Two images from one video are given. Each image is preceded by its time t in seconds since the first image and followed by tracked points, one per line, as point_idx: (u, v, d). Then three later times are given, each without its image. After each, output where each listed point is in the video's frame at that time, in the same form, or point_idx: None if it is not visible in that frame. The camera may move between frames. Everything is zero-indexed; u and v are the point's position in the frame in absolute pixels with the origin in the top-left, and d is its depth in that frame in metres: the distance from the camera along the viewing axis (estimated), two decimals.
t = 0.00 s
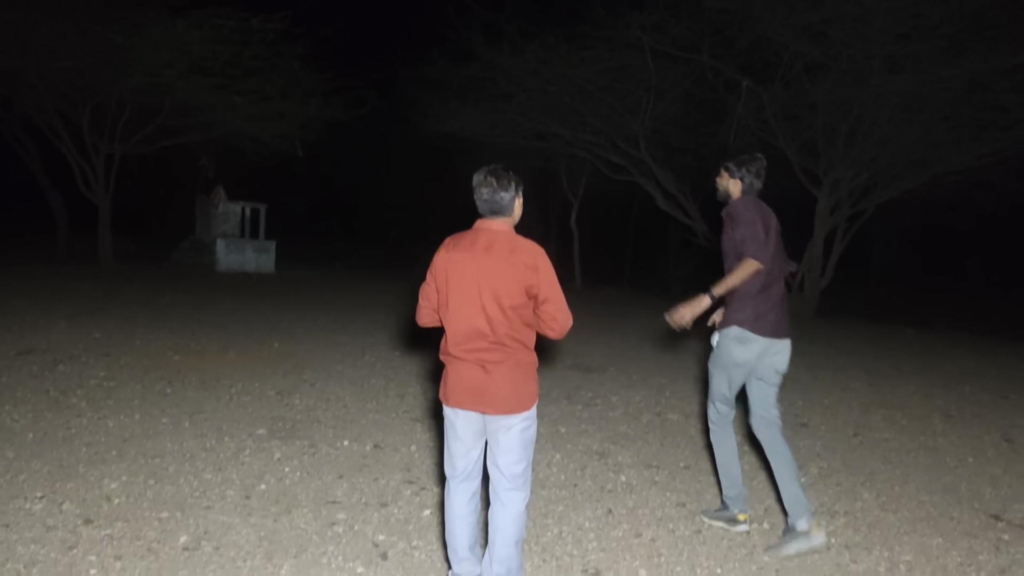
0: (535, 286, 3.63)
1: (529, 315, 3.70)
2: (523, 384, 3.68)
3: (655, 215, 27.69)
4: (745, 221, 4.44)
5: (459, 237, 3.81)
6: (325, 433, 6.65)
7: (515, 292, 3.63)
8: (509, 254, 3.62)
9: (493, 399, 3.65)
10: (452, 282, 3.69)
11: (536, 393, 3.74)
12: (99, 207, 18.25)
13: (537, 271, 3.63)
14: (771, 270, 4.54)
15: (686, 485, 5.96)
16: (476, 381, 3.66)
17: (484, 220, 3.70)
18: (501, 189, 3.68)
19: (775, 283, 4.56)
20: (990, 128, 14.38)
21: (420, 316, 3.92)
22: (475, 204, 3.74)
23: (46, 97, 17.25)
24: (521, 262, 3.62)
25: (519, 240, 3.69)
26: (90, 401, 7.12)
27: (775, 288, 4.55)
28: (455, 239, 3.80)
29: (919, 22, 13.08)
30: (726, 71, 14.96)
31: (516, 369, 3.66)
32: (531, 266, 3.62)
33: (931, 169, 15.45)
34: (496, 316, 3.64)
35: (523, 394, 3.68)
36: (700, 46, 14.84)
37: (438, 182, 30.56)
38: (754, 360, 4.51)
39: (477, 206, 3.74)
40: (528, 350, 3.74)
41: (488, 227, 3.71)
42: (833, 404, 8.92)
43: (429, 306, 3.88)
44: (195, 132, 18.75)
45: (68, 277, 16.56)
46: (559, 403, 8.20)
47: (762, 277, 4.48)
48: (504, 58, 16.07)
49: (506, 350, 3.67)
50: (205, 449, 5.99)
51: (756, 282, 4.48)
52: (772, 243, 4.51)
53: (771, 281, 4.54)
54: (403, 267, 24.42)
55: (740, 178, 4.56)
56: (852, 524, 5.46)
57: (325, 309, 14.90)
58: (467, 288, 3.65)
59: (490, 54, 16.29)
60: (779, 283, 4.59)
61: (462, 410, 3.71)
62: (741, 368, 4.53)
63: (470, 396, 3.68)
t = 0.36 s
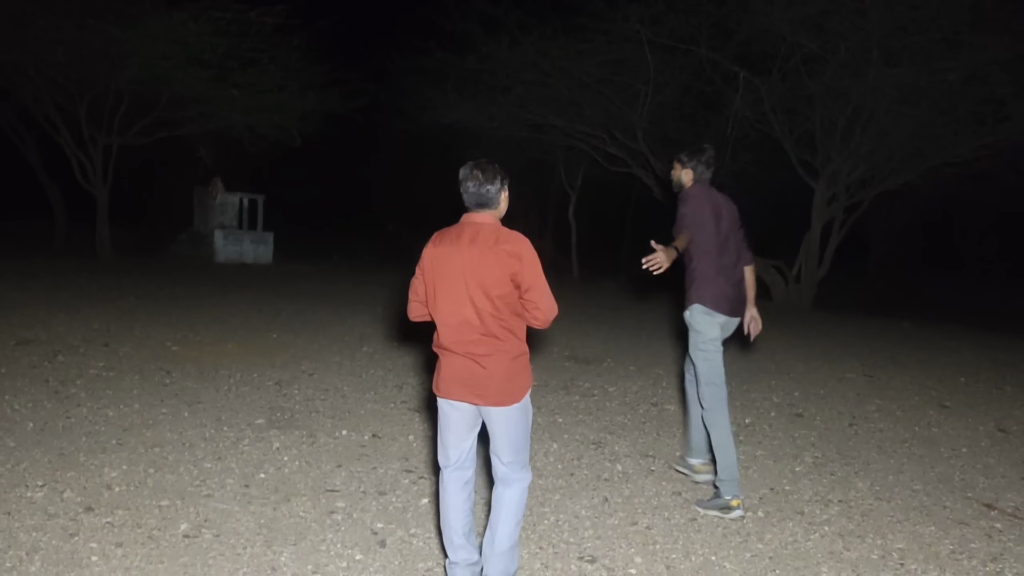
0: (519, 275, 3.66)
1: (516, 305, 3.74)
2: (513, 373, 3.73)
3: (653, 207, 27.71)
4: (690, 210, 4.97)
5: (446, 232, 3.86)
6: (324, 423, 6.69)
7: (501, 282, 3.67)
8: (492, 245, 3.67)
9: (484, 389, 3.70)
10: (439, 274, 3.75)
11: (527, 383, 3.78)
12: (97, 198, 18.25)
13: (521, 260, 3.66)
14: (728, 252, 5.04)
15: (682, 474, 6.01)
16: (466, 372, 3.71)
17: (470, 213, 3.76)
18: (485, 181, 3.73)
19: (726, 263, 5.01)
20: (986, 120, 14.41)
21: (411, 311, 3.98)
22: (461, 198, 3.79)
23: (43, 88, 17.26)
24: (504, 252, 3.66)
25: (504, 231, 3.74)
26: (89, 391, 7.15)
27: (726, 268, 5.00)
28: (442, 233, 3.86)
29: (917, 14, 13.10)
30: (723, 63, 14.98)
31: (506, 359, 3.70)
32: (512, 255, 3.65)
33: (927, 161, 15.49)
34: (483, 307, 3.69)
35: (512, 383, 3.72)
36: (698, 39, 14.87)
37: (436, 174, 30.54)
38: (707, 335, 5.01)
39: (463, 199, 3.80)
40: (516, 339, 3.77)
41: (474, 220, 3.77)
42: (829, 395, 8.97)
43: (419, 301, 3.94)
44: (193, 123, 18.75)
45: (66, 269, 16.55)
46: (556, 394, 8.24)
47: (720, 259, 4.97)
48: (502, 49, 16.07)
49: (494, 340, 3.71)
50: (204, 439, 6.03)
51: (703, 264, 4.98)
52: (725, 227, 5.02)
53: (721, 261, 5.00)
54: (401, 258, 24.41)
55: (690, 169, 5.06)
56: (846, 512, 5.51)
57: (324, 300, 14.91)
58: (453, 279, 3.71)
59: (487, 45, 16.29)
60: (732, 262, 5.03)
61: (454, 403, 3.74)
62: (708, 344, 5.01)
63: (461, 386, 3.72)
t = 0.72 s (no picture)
0: (531, 271, 3.77)
1: (526, 300, 3.84)
2: (528, 365, 3.86)
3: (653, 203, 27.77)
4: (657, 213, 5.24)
5: (456, 232, 3.94)
6: (328, 418, 6.75)
7: (513, 279, 3.78)
8: (505, 242, 3.77)
9: (501, 383, 3.81)
10: (453, 273, 3.83)
11: (538, 374, 3.91)
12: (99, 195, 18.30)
13: (532, 256, 3.77)
14: (691, 255, 5.26)
15: (682, 468, 6.04)
16: (483, 367, 3.81)
17: (483, 212, 3.87)
18: (500, 181, 3.87)
19: (690, 264, 5.23)
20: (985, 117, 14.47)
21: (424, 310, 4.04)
22: (475, 196, 3.90)
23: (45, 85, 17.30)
24: (516, 249, 3.76)
25: (515, 229, 3.85)
26: (93, 388, 7.19)
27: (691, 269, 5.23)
28: (453, 232, 3.94)
29: (916, 11, 13.14)
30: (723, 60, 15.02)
31: (521, 352, 3.82)
32: (526, 251, 3.77)
33: (926, 158, 15.54)
34: (498, 303, 3.79)
35: (525, 376, 3.85)
36: (698, 36, 14.90)
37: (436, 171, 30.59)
38: (667, 329, 5.26)
39: (477, 198, 3.91)
40: (528, 334, 3.88)
41: (487, 219, 3.88)
42: (826, 390, 9.03)
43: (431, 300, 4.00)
44: (194, 119, 18.79)
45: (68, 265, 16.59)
46: (558, 390, 8.30)
47: (685, 262, 5.21)
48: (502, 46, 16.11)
49: (507, 336, 3.81)
50: (210, 433, 6.09)
51: (665, 265, 5.23)
52: (689, 234, 5.26)
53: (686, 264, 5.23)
54: (402, 255, 24.44)
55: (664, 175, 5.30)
56: (846, 506, 5.56)
57: (325, 297, 14.96)
58: (467, 277, 3.80)
59: (488, 41, 16.32)
60: (697, 264, 5.26)
61: (472, 397, 3.82)
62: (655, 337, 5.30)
63: (478, 381, 3.81)
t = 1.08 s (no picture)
0: (568, 271, 3.91)
1: (562, 299, 3.98)
2: (561, 360, 3.99)
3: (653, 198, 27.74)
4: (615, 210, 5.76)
5: (499, 230, 4.09)
6: (324, 412, 6.72)
7: (551, 277, 3.92)
8: (546, 243, 3.93)
9: (533, 376, 3.94)
10: (494, 268, 3.97)
11: (569, 372, 4.03)
12: (96, 190, 18.27)
13: (571, 258, 3.92)
14: (647, 247, 5.83)
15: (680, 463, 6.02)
16: (516, 360, 3.94)
17: (527, 211, 4.03)
18: (546, 185, 4.03)
19: (648, 254, 5.81)
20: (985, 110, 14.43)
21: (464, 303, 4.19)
22: (521, 197, 4.06)
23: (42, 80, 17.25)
24: (556, 250, 3.92)
25: (557, 231, 4.01)
26: (88, 382, 7.16)
27: (648, 258, 5.81)
28: (497, 230, 4.10)
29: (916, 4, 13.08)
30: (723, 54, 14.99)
31: (555, 349, 3.94)
32: (566, 252, 3.92)
33: (926, 152, 15.50)
34: (534, 299, 3.92)
35: (556, 372, 3.98)
36: (698, 30, 14.87)
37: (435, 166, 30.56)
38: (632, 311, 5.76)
39: (522, 199, 4.07)
40: (561, 332, 4.01)
41: (530, 220, 4.04)
42: (824, 383, 9.01)
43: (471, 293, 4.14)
44: (192, 114, 18.76)
45: (65, 260, 16.55)
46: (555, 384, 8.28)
47: (643, 252, 5.77)
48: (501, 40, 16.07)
49: (541, 332, 3.94)
50: (204, 428, 6.05)
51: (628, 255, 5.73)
52: (644, 229, 5.83)
53: (644, 253, 5.79)
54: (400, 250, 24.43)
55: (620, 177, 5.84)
56: (844, 500, 5.53)
57: (323, 291, 14.94)
58: (507, 273, 3.94)
59: (486, 35, 16.27)
60: (652, 254, 5.84)
61: (504, 387, 3.95)
62: (603, 319, 5.79)
63: (510, 372, 3.94)
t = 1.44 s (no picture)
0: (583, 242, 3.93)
1: (577, 269, 3.99)
2: (568, 332, 3.96)
3: (648, 181, 27.42)
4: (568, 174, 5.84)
5: (516, 199, 4.12)
6: (295, 401, 6.44)
7: (566, 247, 3.93)
8: (561, 213, 3.95)
9: (542, 345, 3.93)
10: (510, 237, 4.01)
11: (579, 345, 4.01)
12: (79, 174, 17.94)
13: (586, 228, 3.93)
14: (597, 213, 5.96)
15: (666, 453, 5.76)
16: (527, 329, 3.95)
17: (544, 181, 4.05)
18: (564, 155, 4.05)
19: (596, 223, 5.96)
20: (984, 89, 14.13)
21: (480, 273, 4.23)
22: (537, 165, 4.08)
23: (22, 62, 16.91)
24: (572, 220, 3.93)
25: (574, 202, 4.02)
26: (50, 371, 6.88)
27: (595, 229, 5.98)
28: (515, 199, 4.13)
29: None
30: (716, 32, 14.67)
31: (565, 319, 3.94)
32: (581, 223, 3.93)
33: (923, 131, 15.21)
34: (547, 269, 3.93)
35: (566, 342, 3.95)
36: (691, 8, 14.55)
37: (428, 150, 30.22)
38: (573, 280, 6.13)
39: (538, 167, 4.09)
40: (574, 303, 4.00)
41: (546, 189, 4.05)
42: (818, 369, 8.73)
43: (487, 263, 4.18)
44: (177, 96, 18.42)
45: (45, 246, 16.23)
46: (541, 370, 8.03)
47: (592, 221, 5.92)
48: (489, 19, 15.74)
49: (553, 301, 3.95)
50: (167, 419, 5.76)
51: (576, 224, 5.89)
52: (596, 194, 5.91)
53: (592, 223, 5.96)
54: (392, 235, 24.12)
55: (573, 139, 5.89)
56: (836, 491, 5.27)
57: (308, 276, 14.65)
58: (521, 242, 3.96)
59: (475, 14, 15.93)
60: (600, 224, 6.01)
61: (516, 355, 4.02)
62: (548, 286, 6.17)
63: (522, 340, 3.98)
